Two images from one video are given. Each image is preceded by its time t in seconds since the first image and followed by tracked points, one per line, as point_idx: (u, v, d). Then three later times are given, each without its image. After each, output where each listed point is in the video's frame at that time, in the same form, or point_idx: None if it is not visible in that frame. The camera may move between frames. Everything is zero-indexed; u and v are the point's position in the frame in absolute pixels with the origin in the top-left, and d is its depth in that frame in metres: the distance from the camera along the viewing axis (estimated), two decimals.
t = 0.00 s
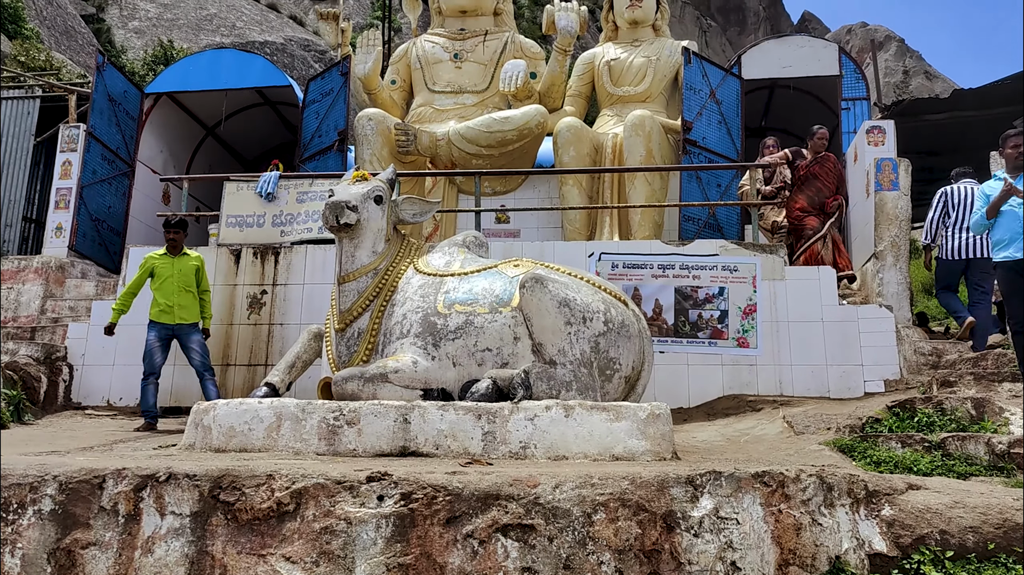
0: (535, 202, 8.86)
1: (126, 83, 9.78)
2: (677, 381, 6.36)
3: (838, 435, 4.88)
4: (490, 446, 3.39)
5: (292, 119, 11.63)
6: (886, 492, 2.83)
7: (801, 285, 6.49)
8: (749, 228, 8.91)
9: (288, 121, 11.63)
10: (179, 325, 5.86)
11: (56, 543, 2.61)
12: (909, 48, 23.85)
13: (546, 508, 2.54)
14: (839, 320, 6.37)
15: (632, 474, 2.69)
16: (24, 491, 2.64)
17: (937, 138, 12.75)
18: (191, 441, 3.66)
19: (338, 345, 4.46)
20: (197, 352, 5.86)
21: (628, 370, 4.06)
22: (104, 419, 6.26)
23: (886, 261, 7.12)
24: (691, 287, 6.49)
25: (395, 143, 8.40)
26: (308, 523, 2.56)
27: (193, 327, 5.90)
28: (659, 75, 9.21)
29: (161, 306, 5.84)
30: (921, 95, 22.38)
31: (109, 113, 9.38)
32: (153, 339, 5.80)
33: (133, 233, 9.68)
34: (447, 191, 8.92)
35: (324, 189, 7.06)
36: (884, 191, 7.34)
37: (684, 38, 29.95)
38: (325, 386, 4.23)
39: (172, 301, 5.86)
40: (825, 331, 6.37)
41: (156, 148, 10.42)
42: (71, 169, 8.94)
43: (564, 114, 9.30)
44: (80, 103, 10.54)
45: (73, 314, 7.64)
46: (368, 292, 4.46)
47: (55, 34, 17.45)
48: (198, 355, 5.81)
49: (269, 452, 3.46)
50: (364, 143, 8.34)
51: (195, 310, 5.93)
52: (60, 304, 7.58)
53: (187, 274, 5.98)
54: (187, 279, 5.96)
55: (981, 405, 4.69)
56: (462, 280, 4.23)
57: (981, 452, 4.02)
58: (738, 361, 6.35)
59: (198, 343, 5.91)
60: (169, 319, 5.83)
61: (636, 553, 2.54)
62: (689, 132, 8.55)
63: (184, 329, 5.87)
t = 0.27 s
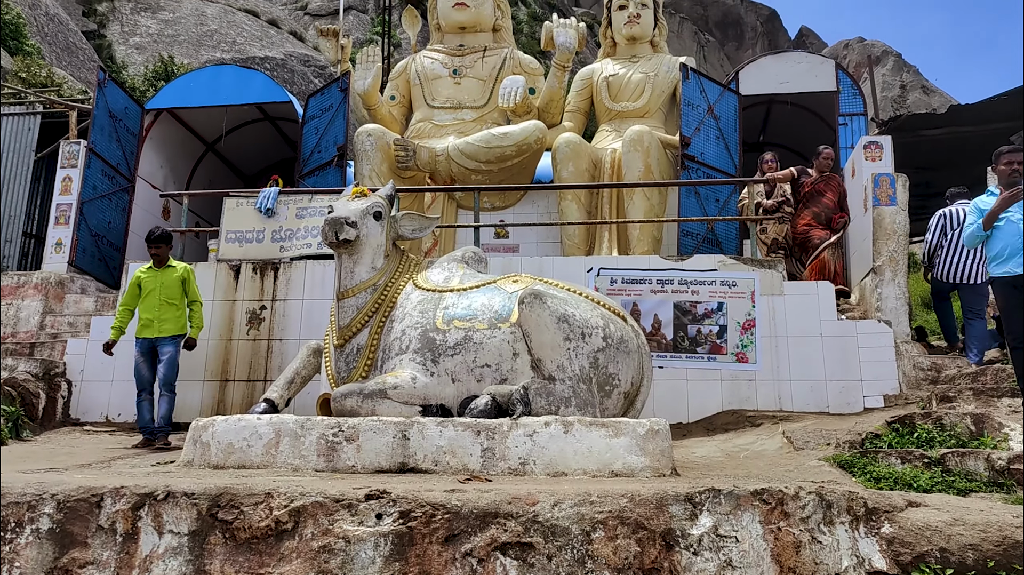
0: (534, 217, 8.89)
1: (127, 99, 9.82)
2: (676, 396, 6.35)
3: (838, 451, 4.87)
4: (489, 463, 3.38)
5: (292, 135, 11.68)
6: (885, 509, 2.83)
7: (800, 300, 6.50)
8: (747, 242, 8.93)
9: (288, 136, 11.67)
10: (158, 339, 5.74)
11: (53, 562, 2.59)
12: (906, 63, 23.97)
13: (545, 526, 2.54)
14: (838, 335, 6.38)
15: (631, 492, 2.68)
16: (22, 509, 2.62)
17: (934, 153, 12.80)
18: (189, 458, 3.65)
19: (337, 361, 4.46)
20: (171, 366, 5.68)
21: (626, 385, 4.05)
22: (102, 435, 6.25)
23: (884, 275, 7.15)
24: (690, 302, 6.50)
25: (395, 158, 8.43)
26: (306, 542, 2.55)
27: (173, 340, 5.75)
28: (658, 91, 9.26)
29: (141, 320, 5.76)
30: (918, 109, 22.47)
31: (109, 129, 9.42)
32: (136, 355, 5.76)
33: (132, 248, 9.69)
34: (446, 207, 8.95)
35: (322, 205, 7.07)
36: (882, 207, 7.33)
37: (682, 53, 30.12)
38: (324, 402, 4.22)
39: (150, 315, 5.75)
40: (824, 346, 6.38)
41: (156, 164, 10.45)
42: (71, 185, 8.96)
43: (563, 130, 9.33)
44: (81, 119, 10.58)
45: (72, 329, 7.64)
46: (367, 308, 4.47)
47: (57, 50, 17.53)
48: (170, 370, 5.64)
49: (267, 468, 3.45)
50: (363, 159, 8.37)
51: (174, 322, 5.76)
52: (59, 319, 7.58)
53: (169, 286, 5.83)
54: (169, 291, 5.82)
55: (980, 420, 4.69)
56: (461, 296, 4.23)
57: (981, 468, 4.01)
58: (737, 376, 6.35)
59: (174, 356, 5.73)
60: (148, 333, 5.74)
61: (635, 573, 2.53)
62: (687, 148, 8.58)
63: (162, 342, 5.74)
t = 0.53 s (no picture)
0: (532, 236, 8.91)
1: (126, 120, 9.86)
2: (675, 416, 6.34)
3: (837, 472, 4.86)
4: (487, 484, 3.37)
5: (290, 155, 11.72)
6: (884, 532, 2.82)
7: (798, 319, 6.51)
8: (744, 261, 8.95)
9: (287, 156, 11.71)
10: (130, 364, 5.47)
11: None
12: (902, 82, 24.15)
13: (543, 550, 2.53)
14: (836, 355, 6.38)
15: (629, 515, 2.68)
16: (18, 533, 2.61)
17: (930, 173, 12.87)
18: (186, 480, 3.64)
19: (335, 382, 4.45)
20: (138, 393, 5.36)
21: (625, 406, 4.05)
22: (99, 457, 6.22)
23: (881, 295, 7.18)
24: (688, 321, 6.50)
25: (393, 179, 8.47)
26: (303, 567, 2.54)
27: (146, 366, 5.45)
28: (655, 111, 9.32)
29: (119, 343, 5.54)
30: (914, 128, 22.61)
31: (109, 150, 9.46)
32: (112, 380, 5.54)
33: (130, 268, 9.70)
34: (445, 227, 8.97)
35: (321, 225, 7.09)
36: (879, 226, 7.39)
37: (679, 73, 30.35)
38: (322, 424, 4.22)
39: (127, 338, 5.51)
40: (822, 366, 6.38)
41: (155, 184, 10.48)
42: (70, 205, 8.99)
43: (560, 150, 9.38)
44: (81, 140, 10.63)
45: (70, 350, 7.64)
46: (365, 329, 4.47)
47: (57, 70, 17.64)
48: (135, 396, 5.33)
49: (264, 491, 3.44)
50: (362, 180, 8.40)
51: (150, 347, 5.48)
52: (57, 340, 7.58)
53: (150, 308, 5.56)
54: (148, 313, 5.55)
55: (978, 441, 4.70)
56: (458, 316, 4.24)
57: (979, 489, 4.01)
58: (735, 396, 6.35)
59: (143, 382, 5.41)
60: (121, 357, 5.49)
61: None
62: (684, 168, 8.62)
63: (135, 367, 5.46)
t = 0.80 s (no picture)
0: (530, 257, 8.94)
1: (126, 141, 9.91)
2: (673, 437, 6.32)
3: (836, 493, 4.84)
4: (484, 507, 3.36)
5: (289, 177, 11.76)
6: (883, 555, 2.81)
7: (795, 340, 6.52)
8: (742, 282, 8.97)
9: (286, 177, 11.75)
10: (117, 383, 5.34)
11: None
12: (897, 103, 24.33)
13: None
14: (834, 376, 6.39)
15: (627, 539, 2.67)
16: (13, 558, 2.59)
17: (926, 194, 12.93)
18: (183, 502, 3.63)
19: (333, 404, 4.44)
20: (124, 414, 5.24)
21: (623, 428, 4.05)
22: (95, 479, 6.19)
23: (878, 316, 7.22)
24: (686, 342, 6.51)
25: (391, 200, 8.50)
26: None
27: (132, 386, 5.32)
28: (652, 133, 9.38)
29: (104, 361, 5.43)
30: (910, 149, 22.76)
31: (109, 171, 9.49)
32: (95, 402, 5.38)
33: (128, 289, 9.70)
34: (443, 248, 8.99)
35: (320, 246, 7.12)
36: (875, 247, 7.47)
37: (676, 94, 30.56)
38: (319, 445, 4.21)
39: (113, 356, 5.39)
40: (819, 387, 6.38)
41: (153, 205, 10.51)
42: (69, 227, 9.02)
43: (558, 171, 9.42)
44: (80, 162, 10.67)
45: (67, 371, 7.64)
46: (363, 351, 4.48)
47: (58, 92, 17.74)
48: (121, 418, 5.20)
49: (262, 513, 3.43)
50: (360, 201, 8.43)
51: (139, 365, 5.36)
52: (54, 362, 7.56)
53: (137, 325, 5.46)
54: (135, 330, 5.44)
55: (976, 462, 4.71)
56: (457, 338, 4.25)
57: (978, 511, 4.00)
58: (734, 417, 6.34)
59: (129, 403, 5.29)
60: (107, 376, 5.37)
61: None
62: (681, 189, 8.66)
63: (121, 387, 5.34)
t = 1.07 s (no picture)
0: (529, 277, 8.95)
1: (126, 162, 9.94)
2: (673, 458, 6.30)
3: (836, 516, 4.81)
4: (483, 529, 3.34)
5: (289, 197, 11.80)
6: None
7: (794, 361, 6.52)
8: (741, 302, 8.98)
9: (285, 197, 11.78)
10: (105, 406, 5.31)
11: None
12: (894, 124, 24.47)
13: None
14: (833, 397, 6.38)
15: (627, 562, 2.66)
16: None
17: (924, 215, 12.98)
18: (180, 524, 3.61)
19: (331, 425, 4.43)
20: (114, 439, 5.25)
21: (622, 449, 4.04)
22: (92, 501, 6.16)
23: (878, 336, 7.23)
24: (685, 363, 6.51)
25: (390, 220, 8.51)
26: None
27: (121, 408, 5.32)
28: (650, 154, 9.43)
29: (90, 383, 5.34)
30: (908, 169, 22.86)
31: (109, 192, 9.51)
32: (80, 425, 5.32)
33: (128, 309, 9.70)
34: (442, 268, 9.00)
35: (320, 267, 7.13)
36: (874, 267, 7.50)
37: (674, 115, 30.74)
38: (318, 467, 4.19)
39: (99, 378, 5.33)
40: (819, 408, 6.37)
41: (153, 226, 10.53)
42: (69, 247, 9.03)
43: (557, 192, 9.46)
44: (81, 182, 10.70)
45: (65, 392, 7.62)
46: (362, 372, 4.47)
47: (59, 112, 17.83)
48: (110, 443, 5.21)
49: (259, 536, 3.41)
50: (359, 222, 8.45)
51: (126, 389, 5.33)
52: (53, 382, 7.55)
53: (125, 346, 5.44)
54: (124, 352, 5.41)
55: (977, 484, 4.69)
56: (456, 358, 4.24)
57: (979, 533, 3.98)
58: (734, 438, 6.32)
59: (118, 427, 5.29)
60: (96, 399, 5.30)
61: None
62: (680, 210, 8.69)
63: (109, 410, 5.31)
